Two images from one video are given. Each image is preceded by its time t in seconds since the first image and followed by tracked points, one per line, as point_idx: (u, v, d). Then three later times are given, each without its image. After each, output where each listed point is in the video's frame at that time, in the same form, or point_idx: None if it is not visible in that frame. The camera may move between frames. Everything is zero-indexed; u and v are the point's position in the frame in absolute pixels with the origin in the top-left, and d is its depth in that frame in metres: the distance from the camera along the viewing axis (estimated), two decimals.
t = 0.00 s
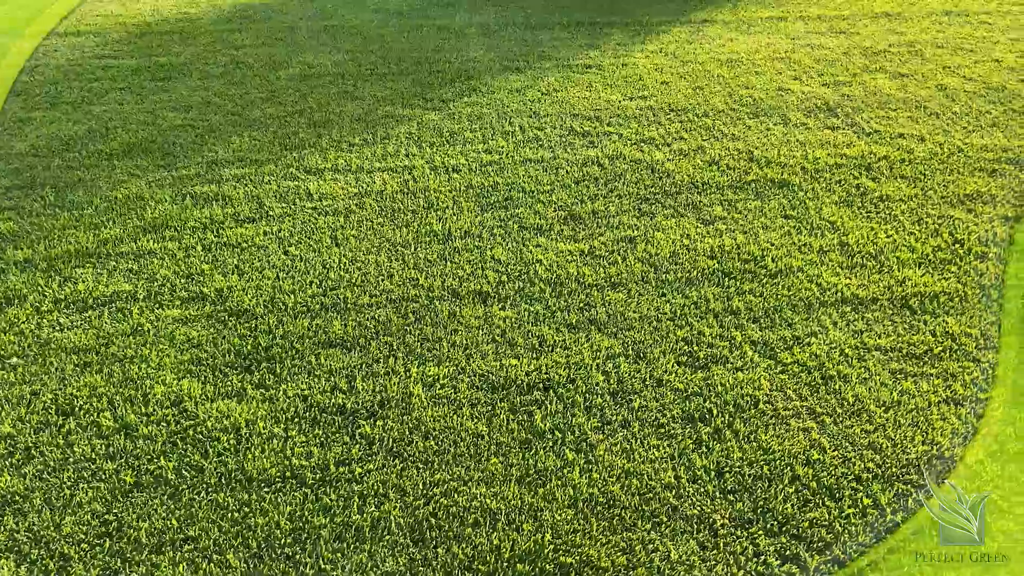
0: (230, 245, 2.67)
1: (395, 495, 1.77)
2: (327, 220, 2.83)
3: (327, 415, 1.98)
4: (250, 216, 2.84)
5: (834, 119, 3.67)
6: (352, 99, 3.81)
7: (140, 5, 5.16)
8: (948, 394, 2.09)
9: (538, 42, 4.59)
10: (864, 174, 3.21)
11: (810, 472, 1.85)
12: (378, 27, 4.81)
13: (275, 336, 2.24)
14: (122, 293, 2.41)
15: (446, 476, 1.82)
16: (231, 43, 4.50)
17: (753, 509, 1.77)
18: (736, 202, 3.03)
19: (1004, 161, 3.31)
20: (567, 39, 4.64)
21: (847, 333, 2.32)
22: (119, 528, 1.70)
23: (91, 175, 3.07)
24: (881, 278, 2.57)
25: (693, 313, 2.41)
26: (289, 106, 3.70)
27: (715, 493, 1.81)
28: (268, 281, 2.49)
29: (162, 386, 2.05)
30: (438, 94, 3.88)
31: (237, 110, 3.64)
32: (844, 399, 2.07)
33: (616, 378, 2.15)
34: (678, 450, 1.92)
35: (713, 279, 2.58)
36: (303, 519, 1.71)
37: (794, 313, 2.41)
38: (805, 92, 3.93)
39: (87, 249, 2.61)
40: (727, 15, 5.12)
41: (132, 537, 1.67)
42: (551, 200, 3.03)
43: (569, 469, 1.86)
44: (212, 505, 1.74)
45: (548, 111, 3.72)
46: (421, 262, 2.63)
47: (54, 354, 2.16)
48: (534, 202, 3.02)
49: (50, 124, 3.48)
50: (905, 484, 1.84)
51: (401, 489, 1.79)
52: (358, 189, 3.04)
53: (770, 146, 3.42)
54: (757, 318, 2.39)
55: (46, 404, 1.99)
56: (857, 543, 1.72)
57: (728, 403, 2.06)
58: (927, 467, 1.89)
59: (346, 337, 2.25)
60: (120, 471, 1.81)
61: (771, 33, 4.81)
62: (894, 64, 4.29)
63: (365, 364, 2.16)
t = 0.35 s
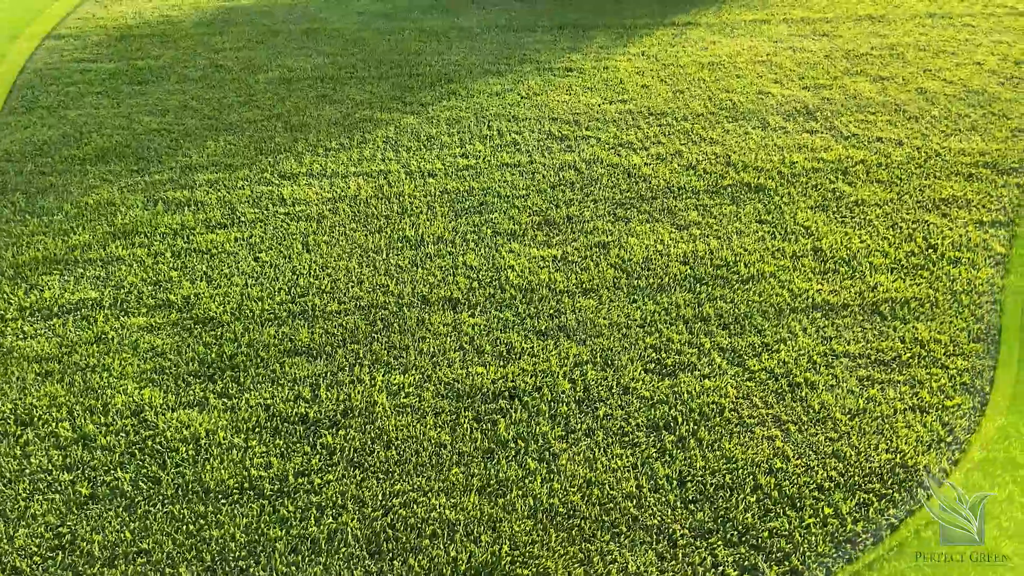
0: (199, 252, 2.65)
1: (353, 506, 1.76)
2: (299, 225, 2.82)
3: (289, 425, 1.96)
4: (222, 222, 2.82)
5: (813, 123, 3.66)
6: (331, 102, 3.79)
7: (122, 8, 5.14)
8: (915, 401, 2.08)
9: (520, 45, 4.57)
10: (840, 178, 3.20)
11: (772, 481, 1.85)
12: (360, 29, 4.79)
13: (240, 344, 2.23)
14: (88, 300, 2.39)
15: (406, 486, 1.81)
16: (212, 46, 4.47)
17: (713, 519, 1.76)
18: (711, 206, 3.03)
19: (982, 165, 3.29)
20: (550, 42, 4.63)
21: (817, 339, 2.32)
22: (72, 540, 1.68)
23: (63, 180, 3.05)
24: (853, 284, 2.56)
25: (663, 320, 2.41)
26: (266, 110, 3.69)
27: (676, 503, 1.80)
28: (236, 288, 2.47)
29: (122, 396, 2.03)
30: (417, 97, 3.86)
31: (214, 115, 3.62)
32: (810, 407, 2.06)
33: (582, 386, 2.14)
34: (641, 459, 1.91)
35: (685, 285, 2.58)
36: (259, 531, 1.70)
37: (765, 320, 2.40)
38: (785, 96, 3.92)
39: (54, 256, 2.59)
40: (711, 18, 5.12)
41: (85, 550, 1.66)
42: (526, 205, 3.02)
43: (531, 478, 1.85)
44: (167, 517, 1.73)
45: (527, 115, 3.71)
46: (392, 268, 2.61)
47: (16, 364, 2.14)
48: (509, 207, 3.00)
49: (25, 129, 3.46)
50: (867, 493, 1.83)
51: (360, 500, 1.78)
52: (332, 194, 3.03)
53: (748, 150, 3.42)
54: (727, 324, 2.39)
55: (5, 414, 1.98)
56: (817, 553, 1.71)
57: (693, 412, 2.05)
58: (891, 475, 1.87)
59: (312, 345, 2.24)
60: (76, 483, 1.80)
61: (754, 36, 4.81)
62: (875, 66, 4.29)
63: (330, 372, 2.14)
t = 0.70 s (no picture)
0: (169, 257, 2.63)
1: (311, 517, 1.74)
2: (271, 231, 2.80)
3: (251, 435, 1.95)
4: (193, 227, 2.80)
5: (793, 126, 3.64)
6: (309, 105, 3.77)
7: (103, 10, 5.12)
8: (883, 408, 2.07)
9: (503, 48, 4.55)
10: (817, 182, 3.19)
11: (735, 490, 1.84)
12: (342, 32, 4.77)
13: (205, 352, 2.21)
14: (54, 307, 2.38)
15: (366, 496, 1.80)
16: (192, 49, 4.45)
17: (675, 529, 1.75)
18: (687, 211, 3.02)
19: (960, 169, 3.28)
20: (532, 45, 4.60)
21: (787, 345, 2.31)
22: (26, 553, 1.68)
23: (35, 186, 3.04)
24: (825, 289, 2.56)
25: (634, 326, 2.40)
26: (244, 113, 3.67)
27: (638, 513, 1.79)
28: (205, 295, 2.45)
29: (84, 405, 2.02)
30: (396, 100, 3.84)
31: (191, 118, 3.60)
32: (777, 415, 2.05)
33: (549, 394, 2.13)
34: (605, 468, 1.90)
35: (658, 290, 2.57)
36: (216, 543, 1.69)
37: (736, 326, 2.39)
38: (765, 99, 3.91)
39: (23, 263, 2.58)
40: (696, 19, 5.10)
41: (39, 563, 1.66)
42: (501, 210, 3.00)
43: (493, 488, 1.84)
44: (123, 529, 1.72)
45: (506, 118, 3.69)
46: (364, 274, 2.59)
47: None
48: (484, 212, 2.98)
49: None
50: (830, 501, 1.82)
51: (319, 511, 1.76)
52: (307, 199, 3.01)
53: (726, 154, 3.41)
54: (698, 330, 2.38)
55: None
56: (777, 563, 1.70)
57: (659, 419, 2.05)
58: (856, 482, 1.86)
59: (278, 352, 2.22)
60: (33, 494, 1.79)
61: (737, 38, 4.80)
62: (858, 69, 4.27)
63: (295, 380, 2.13)
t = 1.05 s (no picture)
0: (139, 261, 2.61)
1: (271, 525, 1.73)
2: (244, 234, 2.78)
3: (213, 442, 1.93)
4: (165, 231, 2.78)
5: (773, 128, 3.63)
6: (288, 107, 3.75)
7: (86, 13, 5.11)
8: (852, 412, 2.07)
9: (485, 48, 4.53)
10: (795, 184, 3.18)
11: (699, 497, 1.82)
12: (325, 34, 4.75)
13: (171, 358, 2.19)
14: (21, 313, 2.37)
15: (327, 504, 1.78)
16: (173, 50, 4.43)
17: (638, 536, 1.74)
18: (664, 214, 3.00)
19: (939, 171, 3.27)
20: (515, 45, 4.58)
21: (758, 349, 2.30)
22: None
23: (8, 189, 3.03)
24: (799, 293, 2.55)
25: (606, 330, 2.38)
26: (221, 115, 3.65)
27: (601, 519, 1.77)
28: (173, 299, 2.44)
29: (45, 413, 2.01)
30: (376, 102, 3.81)
31: (167, 120, 3.58)
32: (745, 420, 2.05)
33: (517, 399, 2.11)
34: (570, 474, 1.89)
35: (631, 293, 2.55)
36: (172, 552, 1.68)
37: (707, 330, 2.39)
38: (746, 100, 3.89)
39: None
40: (681, 20, 5.08)
41: None
42: (477, 212, 2.98)
43: (456, 494, 1.82)
44: (79, 538, 1.71)
45: (486, 120, 3.67)
46: (335, 278, 2.57)
47: None
48: (460, 215, 2.97)
49: None
50: (795, 507, 1.81)
51: (278, 519, 1.75)
52: (281, 202, 2.99)
53: (705, 156, 3.39)
54: (669, 334, 2.37)
55: None
56: (739, 570, 1.68)
57: (626, 424, 2.03)
58: (822, 487, 1.85)
59: (245, 358, 2.20)
60: None
61: (721, 38, 4.77)
62: (840, 69, 4.26)
63: (260, 386, 2.11)
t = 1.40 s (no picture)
0: (109, 265, 2.60)
1: (229, 533, 1.72)
2: (216, 238, 2.76)
3: (175, 448, 1.92)
4: (137, 234, 2.77)
5: (753, 129, 3.62)
6: (267, 109, 3.74)
7: (68, 14, 5.09)
8: (819, 416, 2.07)
9: (468, 49, 4.51)
10: (772, 186, 3.17)
11: (662, 502, 1.82)
12: (307, 35, 4.73)
13: (137, 363, 2.18)
14: None
15: (288, 511, 1.77)
16: (153, 52, 4.42)
17: (600, 542, 1.73)
18: (640, 216, 2.99)
19: (917, 172, 3.27)
20: (498, 46, 4.56)
21: (728, 353, 2.30)
22: None
23: None
24: (772, 296, 2.54)
25: (577, 334, 2.38)
26: (199, 118, 3.64)
27: (563, 524, 1.77)
28: (141, 303, 2.42)
29: (8, 419, 2.00)
30: (355, 103, 3.80)
31: (144, 123, 3.57)
32: (712, 424, 2.04)
33: (484, 403, 2.10)
34: (534, 479, 1.88)
35: (604, 296, 2.55)
36: (129, 560, 1.67)
37: (679, 333, 2.38)
38: (726, 102, 3.87)
39: None
40: (665, 20, 5.06)
41: None
42: (452, 215, 2.97)
43: (419, 500, 1.81)
44: (36, 545, 1.70)
45: (465, 121, 3.65)
46: (307, 281, 2.56)
47: None
48: (435, 217, 2.95)
49: None
50: (758, 511, 1.81)
51: (238, 526, 1.74)
52: (255, 205, 2.97)
53: (683, 158, 3.38)
54: (640, 337, 2.37)
55: None
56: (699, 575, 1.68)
57: (593, 428, 2.03)
58: (786, 492, 1.85)
59: (211, 362, 2.19)
60: None
61: (703, 41, 4.72)
62: (822, 70, 4.24)
63: (225, 392, 2.10)
